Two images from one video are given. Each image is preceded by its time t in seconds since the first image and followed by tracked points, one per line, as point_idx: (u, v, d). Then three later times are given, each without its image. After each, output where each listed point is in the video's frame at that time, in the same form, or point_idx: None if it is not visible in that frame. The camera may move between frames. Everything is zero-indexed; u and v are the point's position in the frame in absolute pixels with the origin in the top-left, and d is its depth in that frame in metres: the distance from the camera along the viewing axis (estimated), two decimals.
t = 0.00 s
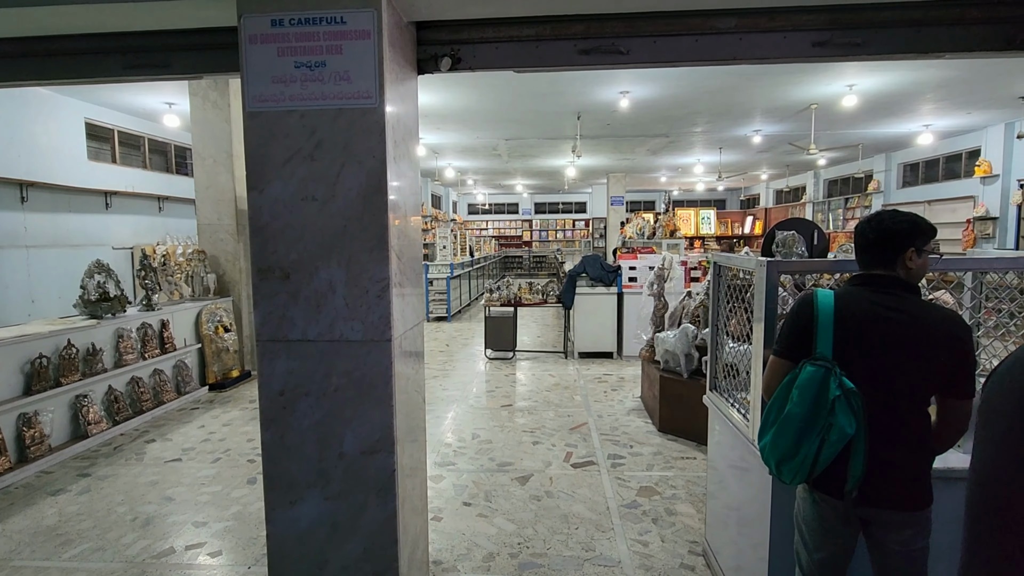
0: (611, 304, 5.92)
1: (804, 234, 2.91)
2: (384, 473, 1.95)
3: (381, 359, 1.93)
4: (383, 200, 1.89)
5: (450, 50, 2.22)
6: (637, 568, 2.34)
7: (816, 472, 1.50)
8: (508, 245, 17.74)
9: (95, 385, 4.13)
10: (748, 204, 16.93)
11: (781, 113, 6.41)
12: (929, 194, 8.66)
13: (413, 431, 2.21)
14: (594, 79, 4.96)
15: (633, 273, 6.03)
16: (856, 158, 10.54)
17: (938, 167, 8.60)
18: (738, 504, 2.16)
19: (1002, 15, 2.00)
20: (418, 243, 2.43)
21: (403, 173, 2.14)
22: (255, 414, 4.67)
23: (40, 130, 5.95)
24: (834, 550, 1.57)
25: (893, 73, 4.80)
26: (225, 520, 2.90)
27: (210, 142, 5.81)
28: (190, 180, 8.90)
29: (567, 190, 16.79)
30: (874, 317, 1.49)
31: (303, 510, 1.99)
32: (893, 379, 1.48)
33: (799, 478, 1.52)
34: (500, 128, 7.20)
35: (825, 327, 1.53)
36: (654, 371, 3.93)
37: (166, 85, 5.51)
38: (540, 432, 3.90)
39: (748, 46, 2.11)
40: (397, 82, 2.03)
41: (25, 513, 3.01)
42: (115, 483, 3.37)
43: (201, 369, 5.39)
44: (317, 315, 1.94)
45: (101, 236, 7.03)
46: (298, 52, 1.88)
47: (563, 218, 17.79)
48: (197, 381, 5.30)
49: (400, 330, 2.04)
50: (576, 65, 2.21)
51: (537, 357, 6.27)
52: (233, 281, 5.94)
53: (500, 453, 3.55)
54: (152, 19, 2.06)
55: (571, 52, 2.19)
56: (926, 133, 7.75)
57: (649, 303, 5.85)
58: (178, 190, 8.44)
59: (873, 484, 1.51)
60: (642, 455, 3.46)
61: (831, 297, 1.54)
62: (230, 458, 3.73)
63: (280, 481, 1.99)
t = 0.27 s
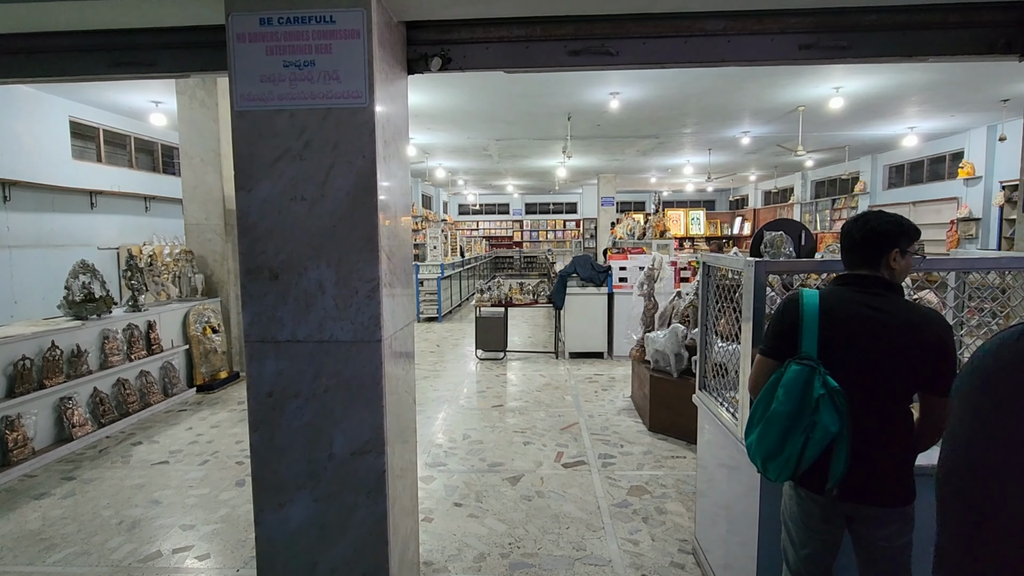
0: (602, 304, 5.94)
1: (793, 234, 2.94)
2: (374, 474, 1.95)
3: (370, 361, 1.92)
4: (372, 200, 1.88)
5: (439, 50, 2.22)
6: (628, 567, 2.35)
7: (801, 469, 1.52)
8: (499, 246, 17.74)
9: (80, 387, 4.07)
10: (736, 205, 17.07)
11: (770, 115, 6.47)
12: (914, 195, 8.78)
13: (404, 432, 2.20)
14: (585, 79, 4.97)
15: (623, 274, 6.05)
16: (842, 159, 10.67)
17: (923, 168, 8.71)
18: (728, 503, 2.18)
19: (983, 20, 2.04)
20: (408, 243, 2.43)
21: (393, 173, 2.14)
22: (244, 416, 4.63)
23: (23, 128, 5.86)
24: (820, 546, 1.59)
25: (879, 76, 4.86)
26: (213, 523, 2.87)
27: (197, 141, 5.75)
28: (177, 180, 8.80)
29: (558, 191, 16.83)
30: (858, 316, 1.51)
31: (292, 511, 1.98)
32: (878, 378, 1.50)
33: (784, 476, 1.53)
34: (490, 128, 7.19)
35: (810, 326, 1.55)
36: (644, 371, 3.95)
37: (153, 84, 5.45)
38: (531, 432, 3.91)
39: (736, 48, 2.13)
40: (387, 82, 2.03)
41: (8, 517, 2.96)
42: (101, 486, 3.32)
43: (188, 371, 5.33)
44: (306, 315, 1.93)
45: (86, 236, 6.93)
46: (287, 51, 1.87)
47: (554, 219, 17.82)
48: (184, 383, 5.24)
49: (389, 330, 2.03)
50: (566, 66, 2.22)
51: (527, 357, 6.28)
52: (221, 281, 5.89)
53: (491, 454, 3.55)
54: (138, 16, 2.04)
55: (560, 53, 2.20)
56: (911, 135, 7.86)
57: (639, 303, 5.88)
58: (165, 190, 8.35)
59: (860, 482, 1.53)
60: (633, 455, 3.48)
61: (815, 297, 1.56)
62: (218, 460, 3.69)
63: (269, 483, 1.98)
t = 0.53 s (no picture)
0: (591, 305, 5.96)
1: (780, 235, 2.97)
2: (363, 477, 1.94)
3: (359, 362, 1.91)
4: (361, 201, 1.87)
5: (429, 51, 2.22)
6: (617, 567, 2.36)
7: (786, 467, 1.54)
8: (488, 246, 17.74)
9: (63, 390, 4.01)
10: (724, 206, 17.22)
11: (757, 117, 6.54)
12: (898, 197, 8.91)
13: (393, 434, 2.19)
14: (574, 81, 4.99)
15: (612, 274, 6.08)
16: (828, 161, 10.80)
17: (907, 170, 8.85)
18: (715, 501, 2.20)
19: (964, 26, 2.07)
20: (398, 245, 2.42)
21: (382, 173, 2.13)
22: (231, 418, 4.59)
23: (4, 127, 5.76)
24: (806, 544, 1.61)
25: (863, 79, 4.93)
26: (199, 527, 2.84)
27: (184, 140, 5.69)
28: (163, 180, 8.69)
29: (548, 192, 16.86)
30: (841, 316, 1.53)
31: (280, 514, 1.96)
32: (863, 379, 1.52)
33: (769, 474, 1.56)
34: (480, 129, 7.19)
35: (795, 327, 1.57)
36: (633, 371, 3.97)
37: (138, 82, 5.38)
38: (521, 433, 3.91)
39: (723, 51, 2.15)
40: (375, 82, 2.02)
41: None
42: (84, 491, 3.27)
43: (174, 373, 5.27)
44: (294, 317, 1.92)
45: (70, 236, 6.83)
46: (274, 50, 1.86)
47: (544, 220, 17.85)
48: (170, 385, 5.18)
49: (378, 331, 2.02)
50: (556, 67, 2.23)
51: (517, 358, 6.28)
52: (207, 282, 5.82)
53: (481, 455, 3.55)
54: (123, 15, 2.01)
55: (550, 55, 2.20)
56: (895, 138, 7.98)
57: (628, 303, 5.90)
58: (150, 190, 8.25)
59: (845, 482, 1.55)
60: (622, 455, 3.49)
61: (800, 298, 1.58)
62: (204, 463, 3.65)
63: (256, 486, 1.96)
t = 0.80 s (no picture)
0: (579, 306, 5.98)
1: (765, 236, 3.00)
2: (349, 479, 1.92)
3: (345, 364, 1.90)
4: (346, 201, 1.86)
5: (415, 51, 2.21)
6: (605, 567, 2.37)
7: (771, 466, 1.56)
8: (478, 247, 17.71)
9: (43, 393, 3.94)
10: (712, 207, 17.35)
11: (743, 119, 6.59)
12: (881, 198, 9.04)
13: (379, 436, 2.18)
14: (562, 82, 5.00)
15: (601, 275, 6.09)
16: (813, 163, 10.93)
17: (890, 172, 8.98)
18: (702, 500, 2.21)
19: (944, 30, 2.11)
20: (384, 246, 2.40)
21: (368, 174, 2.12)
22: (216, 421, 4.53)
23: None
24: (789, 541, 1.63)
25: (847, 82, 4.99)
26: (183, 531, 2.80)
27: (168, 140, 5.62)
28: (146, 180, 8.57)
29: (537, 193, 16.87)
30: (825, 315, 1.55)
31: (264, 518, 1.94)
32: (846, 379, 1.54)
33: (755, 473, 1.57)
34: (468, 130, 7.18)
35: (780, 327, 1.58)
36: (621, 371, 3.99)
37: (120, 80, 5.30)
38: (509, 434, 3.91)
39: (709, 54, 2.17)
40: (361, 83, 2.01)
41: None
42: (64, 496, 3.21)
43: (158, 376, 5.20)
44: (279, 319, 1.90)
45: (50, 237, 6.71)
46: (259, 50, 1.84)
47: (533, 221, 17.86)
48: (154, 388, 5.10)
49: (364, 333, 2.01)
50: (543, 68, 2.23)
51: (506, 359, 6.28)
52: (192, 283, 5.75)
53: (469, 456, 3.54)
54: (104, 12, 1.98)
55: (537, 56, 2.21)
56: (879, 140, 8.10)
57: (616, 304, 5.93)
58: (133, 190, 8.13)
59: (829, 481, 1.57)
60: (610, 455, 3.50)
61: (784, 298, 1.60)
62: (189, 467, 3.60)
63: (240, 490, 1.94)
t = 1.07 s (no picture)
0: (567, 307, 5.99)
1: (750, 238, 3.03)
2: (334, 482, 1.91)
3: (329, 366, 1.89)
4: (330, 202, 1.84)
5: (401, 52, 2.20)
6: (592, 568, 2.37)
7: (757, 466, 1.58)
8: (466, 248, 17.68)
9: (21, 397, 3.86)
10: (699, 209, 17.49)
11: (729, 121, 6.65)
12: (864, 200, 9.18)
13: (365, 438, 2.17)
14: (550, 83, 5.01)
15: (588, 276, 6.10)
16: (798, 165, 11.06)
17: (872, 175, 9.12)
18: (687, 500, 2.22)
19: (923, 36, 2.14)
20: (370, 247, 2.39)
21: (353, 174, 2.11)
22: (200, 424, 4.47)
23: None
24: (773, 540, 1.64)
25: (830, 85, 5.06)
26: (165, 536, 2.76)
27: (150, 139, 5.54)
28: (129, 180, 8.44)
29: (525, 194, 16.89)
30: (809, 316, 1.57)
31: (247, 523, 1.92)
32: (829, 380, 1.55)
33: (741, 473, 1.59)
34: (456, 130, 7.16)
35: (765, 328, 1.59)
36: (609, 372, 4.00)
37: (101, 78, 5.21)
38: (497, 435, 3.90)
39: (693, 56, 2.18)
40: (346, 83, 2.00)
41: None
42: (43, 502, 3.15)
43: (140, 379, 5.12)
44: (262, 321, 1.88)
45: (29, 238, 6.58)
46: (241, 49, 1.82)
47: (521, 221, 17.88)
48: (136, 391, 5.02)
49: (349, 335, 2.00)
50: (529, 70, 2.23)
51: (494, 360, 6.27)
52: (175, 285, 5.67)
53: (457, 457, 3.53)
54: (82, 9, 1.95)
55: (523, 57, 2.21)
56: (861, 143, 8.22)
57: (603, 305, 5.95)
58: (115, 190, 8.00)
59: (812, 480, 1.59)
60: (597, 456, 3.51)
61: (769, 299, 1.61)
62: (172, 471, 3.55)
63: (223, 494, 1.91)
